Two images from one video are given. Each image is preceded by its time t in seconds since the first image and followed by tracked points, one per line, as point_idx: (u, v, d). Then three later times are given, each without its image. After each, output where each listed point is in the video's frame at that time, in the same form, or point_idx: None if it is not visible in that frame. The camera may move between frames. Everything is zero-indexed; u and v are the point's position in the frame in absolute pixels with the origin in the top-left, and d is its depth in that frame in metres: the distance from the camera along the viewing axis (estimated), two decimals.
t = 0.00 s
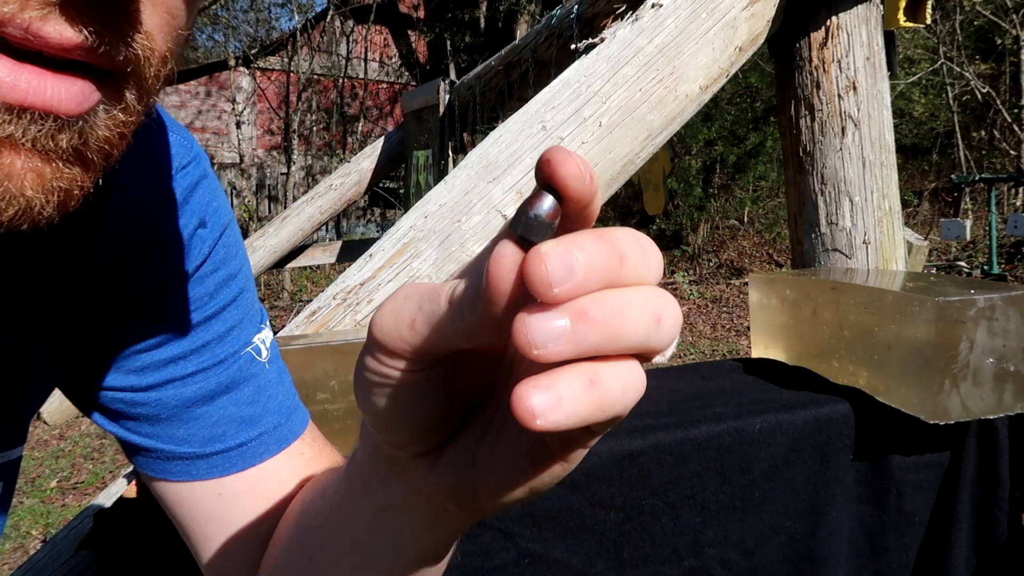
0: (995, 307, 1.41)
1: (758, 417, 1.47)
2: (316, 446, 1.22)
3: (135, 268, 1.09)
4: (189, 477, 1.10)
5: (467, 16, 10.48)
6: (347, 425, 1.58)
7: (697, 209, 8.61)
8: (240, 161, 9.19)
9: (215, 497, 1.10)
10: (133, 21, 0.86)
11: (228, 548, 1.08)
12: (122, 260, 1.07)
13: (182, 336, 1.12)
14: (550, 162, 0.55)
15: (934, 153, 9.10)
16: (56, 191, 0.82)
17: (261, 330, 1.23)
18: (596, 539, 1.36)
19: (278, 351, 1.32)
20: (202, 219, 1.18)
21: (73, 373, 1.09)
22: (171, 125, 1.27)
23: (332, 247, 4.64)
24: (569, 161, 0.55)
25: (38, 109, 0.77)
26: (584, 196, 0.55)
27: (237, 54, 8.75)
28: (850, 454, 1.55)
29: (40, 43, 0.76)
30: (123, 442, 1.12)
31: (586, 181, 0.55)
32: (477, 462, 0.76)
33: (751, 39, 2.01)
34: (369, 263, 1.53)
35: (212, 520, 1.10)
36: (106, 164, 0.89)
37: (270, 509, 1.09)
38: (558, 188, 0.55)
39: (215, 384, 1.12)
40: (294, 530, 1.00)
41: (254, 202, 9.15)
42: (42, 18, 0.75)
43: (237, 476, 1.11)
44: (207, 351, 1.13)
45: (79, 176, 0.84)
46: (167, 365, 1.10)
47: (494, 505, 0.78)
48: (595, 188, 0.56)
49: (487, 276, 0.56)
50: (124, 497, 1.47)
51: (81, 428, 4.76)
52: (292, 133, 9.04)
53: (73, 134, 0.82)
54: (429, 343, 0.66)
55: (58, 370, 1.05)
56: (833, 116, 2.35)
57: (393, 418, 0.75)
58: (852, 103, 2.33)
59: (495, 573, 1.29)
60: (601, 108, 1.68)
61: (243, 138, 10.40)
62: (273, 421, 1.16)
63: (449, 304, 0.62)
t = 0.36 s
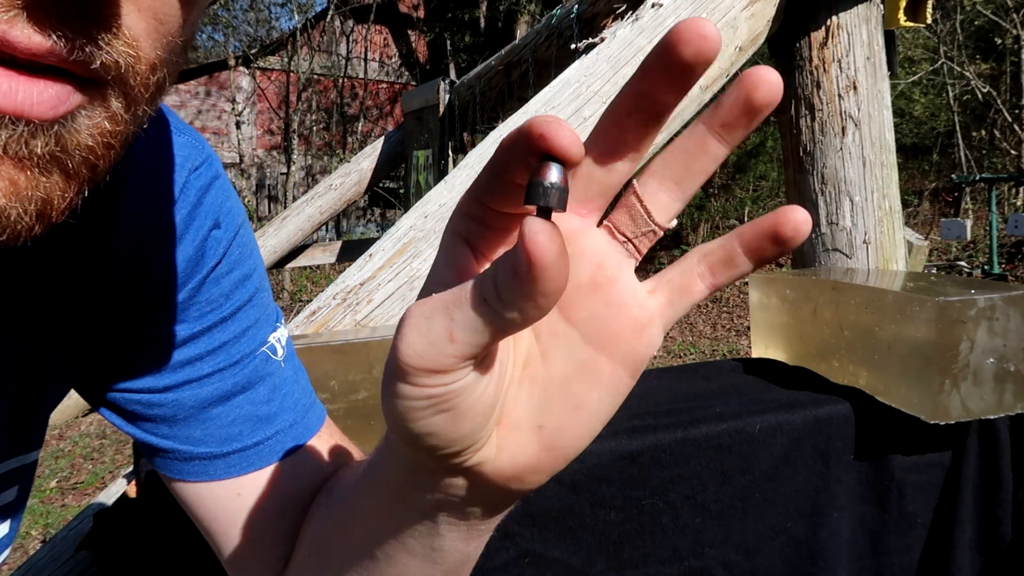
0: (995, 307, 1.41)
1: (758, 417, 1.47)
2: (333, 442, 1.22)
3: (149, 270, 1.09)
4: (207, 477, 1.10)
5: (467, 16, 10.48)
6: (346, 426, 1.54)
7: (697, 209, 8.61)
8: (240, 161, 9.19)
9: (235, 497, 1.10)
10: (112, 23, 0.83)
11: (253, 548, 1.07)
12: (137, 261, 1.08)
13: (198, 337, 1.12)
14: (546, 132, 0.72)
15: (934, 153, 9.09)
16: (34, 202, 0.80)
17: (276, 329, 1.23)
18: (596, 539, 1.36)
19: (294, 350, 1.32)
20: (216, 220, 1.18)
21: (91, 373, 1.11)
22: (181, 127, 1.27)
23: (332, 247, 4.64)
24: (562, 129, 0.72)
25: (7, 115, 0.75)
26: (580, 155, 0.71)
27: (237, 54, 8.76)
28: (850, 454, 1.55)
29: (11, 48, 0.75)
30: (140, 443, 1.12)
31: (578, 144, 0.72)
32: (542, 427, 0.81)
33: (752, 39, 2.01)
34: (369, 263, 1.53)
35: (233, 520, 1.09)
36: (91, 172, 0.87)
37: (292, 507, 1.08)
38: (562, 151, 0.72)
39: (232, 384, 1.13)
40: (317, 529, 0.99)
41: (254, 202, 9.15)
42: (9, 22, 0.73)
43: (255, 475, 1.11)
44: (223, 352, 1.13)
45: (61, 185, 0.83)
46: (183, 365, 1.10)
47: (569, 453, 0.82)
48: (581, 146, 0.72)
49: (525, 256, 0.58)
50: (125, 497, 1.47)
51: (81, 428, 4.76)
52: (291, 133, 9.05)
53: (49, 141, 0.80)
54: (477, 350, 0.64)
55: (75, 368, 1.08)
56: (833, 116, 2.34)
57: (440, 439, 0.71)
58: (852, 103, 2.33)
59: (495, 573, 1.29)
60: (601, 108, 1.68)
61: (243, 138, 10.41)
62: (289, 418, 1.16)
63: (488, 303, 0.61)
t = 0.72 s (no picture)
0: (997, 307, 1.40)
1: (758, 418, 1.46)
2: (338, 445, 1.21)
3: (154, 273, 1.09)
4: (210, 481, 1.09)
5: (467, 16, 10.48)
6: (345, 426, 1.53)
7: (697, 208, 8.61)
8: (240, 161, 9.19)
9: (239, 501, 1.09)
10: (117, 26, 0.81)
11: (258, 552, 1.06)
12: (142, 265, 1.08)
13: (203, 340, 1.11)
14: (566, 140, 0.69)
15: (935, 153, 9.08)
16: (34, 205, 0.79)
17: (280, 333, 1.22)
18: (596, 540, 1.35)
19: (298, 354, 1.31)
20: (222, 223, 1.17)
21: (96, 376, 1.11)
22: (187, 130, 1.27)
23: (332, 247, 4.63)
24: (581, 137, 0.68)
25: (12, 120, 0.72)
26: (601, 162, 0.68)
27: (237, 54, 8.75)
28: (851, 454, 1.54)
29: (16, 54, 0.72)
30: (143, 447, 1.11)
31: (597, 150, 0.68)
32: (561, 424, 0.80)
33: (752, 39, 2.00)
34: (368, 263, 1.52)
35: (237, 525, 1.08)
36: (92, 174, 0.86)
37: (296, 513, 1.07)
38: (581, 160, 0.68)
39: (236, 388, 1.12)
40: (322, 532, 0.98)
41: (253, 202, 9.14)
42: (14, 26, 0.70)
43: (258, 479, 1.10)
44: (227, 356, 1.13)
45: (62, 187, 0.82)
46: (188, 369, 1.10)
47: (589, 450, 0.82)
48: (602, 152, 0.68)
49: (548, 262, 0.57)
50: (123, 497, 1.46)
51: (81, 427, 4.76)
52: (292, 133, 9.05)
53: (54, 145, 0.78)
54: (498, 356, 0.63)
55: (80, 373, 1.07)
56: (834, 115, 2.34)
57: (462, 446, 0.70)
58: (852, 103, 2.32)
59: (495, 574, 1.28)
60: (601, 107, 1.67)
61: (243, 138, 10.41)
62: (293, 422, 1.15)
63: (509, 311, 0.61)
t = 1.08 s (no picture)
0: (996, 307, 1.41)
1: (758, 417, 1.46)
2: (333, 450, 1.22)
3: (154, 276, 1.09)
4: (206, 485, 1.09)
5: (467, 16, 10.47)
6: (346, 426, 1.55)
7: (697, 209, 8.61)
8: (240, 161, 9.19)
9: (234, 506, 1.09)
10: (124, 30, 0.81)
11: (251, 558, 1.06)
12: (143, 267, 1.08)
13: (202, 343, 1.12)
14: (574, 157, 0.68)
15: (935, 153, 9.10)
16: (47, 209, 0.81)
17: (279, 336, 1.23)
18: (596, 540, 1.35)
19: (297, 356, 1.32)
20: (223, 226, 1.18)
21: (95, 378, 1.11)
22: (189, 131, 1.27)
23: (332, 247, 4.63)
24: (590, 155, 0.67)
25: (24, 127, 0.74)
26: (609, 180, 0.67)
27: (237, 54, 8.75)
28: (850, 454, 1.54)
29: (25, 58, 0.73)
30: (140, 449, 1.12)
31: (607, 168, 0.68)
32: (561, 431, 0.81)
33: (752, 39, 2.00)
34: (369, 263, 1.52)
35: (232, 529, 1.08)
36: (105, 176, 0.87)
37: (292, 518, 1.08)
38: (589, 178, 0.67)
39: (234, 392, 1.13)
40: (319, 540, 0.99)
41: (253, 202, 9.15)
42: (26, 31, 0.71)
43: (254, 484, 1.10)
44: (226, 359, 1.13)
45: (74, 190, 0.83)
46: (187, 372, 1.10)
47: (589, 455, 0.82)
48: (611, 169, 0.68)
49: (554, 280, 0.58)
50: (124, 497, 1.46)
51: (81, 427, 4.76)
52: (291, 133, 9.05)
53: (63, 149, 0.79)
54: (502, 370, 0.64)
55: (79, 374, 1.07)
56: (833, 116, 2.34)
57: (465, 458, 0.71)
58: (852, 103, 2.32)
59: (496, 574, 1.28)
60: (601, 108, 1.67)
61: (243, 138, 10.40)
62: (290, 426, 1.15)
63: (514, 325, 0.62)
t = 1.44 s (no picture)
0: (998, 308, 1.40)
1: (759, 418, 1.45)
2: (323, 458, 1.23)
3: (150, 280, 1.09)
4: (194, 490, 1.11)
5: (467, 15, 10.46)
6: (346, 425, 1.55)
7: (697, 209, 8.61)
8: (240, 161, 9.19)
9: (221, 511, 1.11)
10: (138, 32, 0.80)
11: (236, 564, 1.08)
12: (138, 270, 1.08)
13: (193, 348, 1.12)
14: (580, 183, 0.70)
15: (936, 153, 9.08)
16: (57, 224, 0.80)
17: (272, 341, 1.24)
18: (597, 541, 1.35)
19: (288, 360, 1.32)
20: (218, 229, 1.18)
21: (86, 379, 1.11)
22: (184, 130, 1.26)
23: (331, 246, 4.63)
24: (594, 181, 0.69)
25: (32, 143, 0.73)
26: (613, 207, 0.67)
27: (237, 53, 8.75)
28: (852, 455, 1.54)
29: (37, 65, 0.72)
30: (128, 453, 1.12)
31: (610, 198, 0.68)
32: (544, 461, 0.80)
33: (752, 39, 1.99)
34: (368, 263, 1.51)
35: (217, 534, 1.10)
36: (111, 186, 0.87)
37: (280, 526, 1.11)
38: (592, 204, 0.68)
39: (225, 398, 1.14)
40: (304, 549, 1.01)
41: (254, 202, 9.14)
42: (42, 39, 0.71)
43: (242, 490, 1.12)
44: (217, 364, 1.14)
45: (83, 205, 0.82)
46: (178, 376, 1.11)
47: (571, 490, 0.81)
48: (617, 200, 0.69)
49: (532, 297, 0.57)
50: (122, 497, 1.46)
51: (80, 427, 4.76)
52: (291, 132, 9.04)
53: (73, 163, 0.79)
54: (480, 388, 0.63)
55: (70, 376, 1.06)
56: (834, 115, 2.33)
57: (442, 473, 0.71)
58: (853, 103, 2.31)
59: None
60: (601, 107, 1.66)
61: (243, 138, 10.40)
62: (280, 434, 1.16)
63: (492, 343, 0.60)
